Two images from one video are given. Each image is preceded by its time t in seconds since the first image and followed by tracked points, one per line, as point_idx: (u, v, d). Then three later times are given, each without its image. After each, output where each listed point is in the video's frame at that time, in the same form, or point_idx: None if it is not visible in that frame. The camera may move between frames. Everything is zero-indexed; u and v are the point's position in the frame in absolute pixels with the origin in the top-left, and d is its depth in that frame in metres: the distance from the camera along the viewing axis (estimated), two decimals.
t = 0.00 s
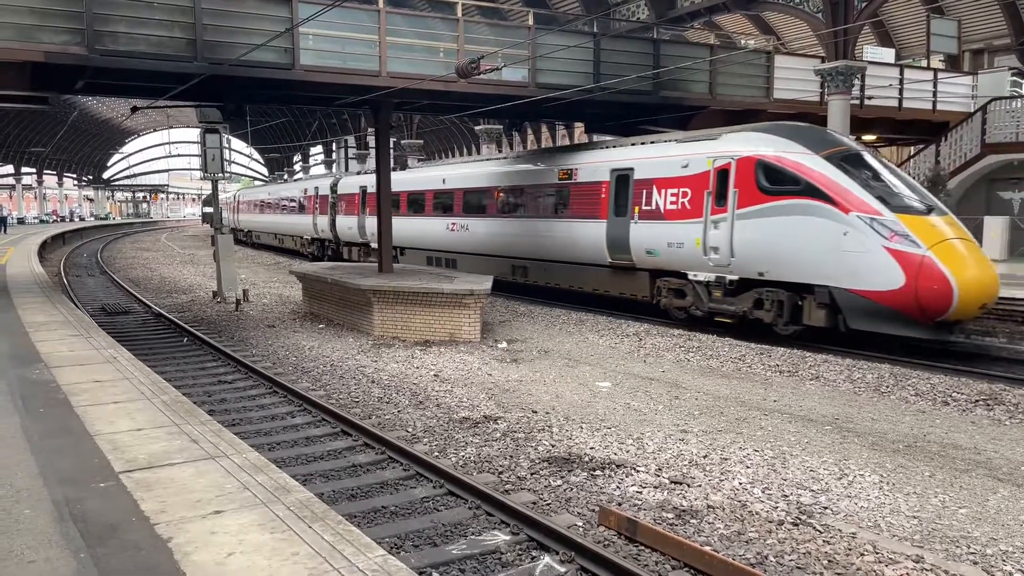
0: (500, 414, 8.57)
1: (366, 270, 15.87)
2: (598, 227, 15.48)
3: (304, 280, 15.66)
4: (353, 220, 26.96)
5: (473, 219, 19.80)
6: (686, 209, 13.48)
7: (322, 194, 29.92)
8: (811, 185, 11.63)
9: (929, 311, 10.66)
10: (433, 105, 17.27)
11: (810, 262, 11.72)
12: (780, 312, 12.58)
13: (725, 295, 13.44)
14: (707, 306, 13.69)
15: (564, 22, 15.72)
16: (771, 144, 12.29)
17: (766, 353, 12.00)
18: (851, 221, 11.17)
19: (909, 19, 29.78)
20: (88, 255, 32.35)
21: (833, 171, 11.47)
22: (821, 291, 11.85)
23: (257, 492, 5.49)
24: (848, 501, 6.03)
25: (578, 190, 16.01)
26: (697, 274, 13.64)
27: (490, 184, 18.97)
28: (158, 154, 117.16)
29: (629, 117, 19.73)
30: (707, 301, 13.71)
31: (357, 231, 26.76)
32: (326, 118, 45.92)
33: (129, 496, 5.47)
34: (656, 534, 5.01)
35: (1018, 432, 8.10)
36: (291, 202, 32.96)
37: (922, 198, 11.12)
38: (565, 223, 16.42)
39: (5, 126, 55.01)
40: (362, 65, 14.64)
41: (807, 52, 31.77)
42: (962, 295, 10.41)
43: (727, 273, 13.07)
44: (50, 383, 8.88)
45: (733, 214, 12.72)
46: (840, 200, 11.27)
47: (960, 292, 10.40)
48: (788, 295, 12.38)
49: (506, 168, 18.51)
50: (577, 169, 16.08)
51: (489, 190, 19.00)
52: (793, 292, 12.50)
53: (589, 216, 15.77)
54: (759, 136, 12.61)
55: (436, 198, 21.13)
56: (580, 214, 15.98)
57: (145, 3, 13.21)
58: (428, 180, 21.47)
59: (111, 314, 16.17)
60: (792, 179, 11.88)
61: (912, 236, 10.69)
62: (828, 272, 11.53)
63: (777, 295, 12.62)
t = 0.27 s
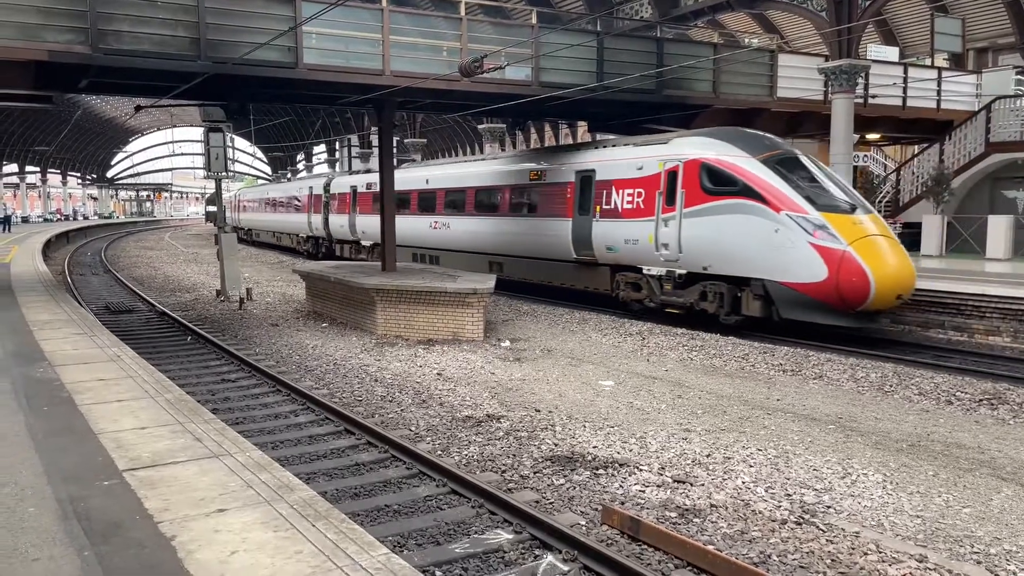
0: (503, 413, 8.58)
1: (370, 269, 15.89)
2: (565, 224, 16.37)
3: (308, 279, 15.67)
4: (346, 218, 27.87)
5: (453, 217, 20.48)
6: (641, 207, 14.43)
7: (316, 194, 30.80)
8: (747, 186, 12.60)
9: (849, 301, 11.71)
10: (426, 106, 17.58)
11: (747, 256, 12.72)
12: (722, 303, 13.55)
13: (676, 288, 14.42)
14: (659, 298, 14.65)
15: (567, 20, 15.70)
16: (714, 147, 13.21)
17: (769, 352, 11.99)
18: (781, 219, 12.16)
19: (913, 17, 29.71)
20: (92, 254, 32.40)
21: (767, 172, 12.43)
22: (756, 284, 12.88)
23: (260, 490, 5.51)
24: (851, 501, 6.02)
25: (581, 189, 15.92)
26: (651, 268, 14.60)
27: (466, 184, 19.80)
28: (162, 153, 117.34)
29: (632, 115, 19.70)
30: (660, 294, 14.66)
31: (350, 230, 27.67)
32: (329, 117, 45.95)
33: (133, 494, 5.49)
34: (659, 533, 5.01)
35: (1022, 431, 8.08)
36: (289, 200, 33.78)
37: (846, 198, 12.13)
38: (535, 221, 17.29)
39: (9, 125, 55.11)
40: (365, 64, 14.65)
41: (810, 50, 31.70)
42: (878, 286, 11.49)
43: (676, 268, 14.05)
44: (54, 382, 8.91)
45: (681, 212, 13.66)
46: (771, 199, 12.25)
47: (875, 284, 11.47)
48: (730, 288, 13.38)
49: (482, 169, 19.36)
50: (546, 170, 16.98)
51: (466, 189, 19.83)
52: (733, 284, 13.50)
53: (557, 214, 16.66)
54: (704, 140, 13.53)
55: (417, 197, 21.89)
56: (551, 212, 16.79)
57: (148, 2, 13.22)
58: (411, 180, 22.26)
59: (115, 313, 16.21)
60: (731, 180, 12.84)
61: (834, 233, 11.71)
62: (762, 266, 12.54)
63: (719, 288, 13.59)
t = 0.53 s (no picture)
0: (506, 412, 8.58)
1: (373, 268, 15.91)
2: (536, 222, 17.33)
3: (311, 278, 15.69)
4: (340, 217, 28.81)
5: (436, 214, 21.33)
6: (603, 207, 15.42)
7: (312, 193, 31.70)
8: (695, 188, 13.61)
9: (784, 293, 12.84)
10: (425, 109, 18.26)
11: (694, 253, 13.76)
12: (675, 296, 14.65)
13: (633, 282, 15.57)
14: (619, 291, 15.78)
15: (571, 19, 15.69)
16: (665, 151, 14.16)
17: (772, 351, 11.98)
18: (724, 218, 13.19)
19: (917, 16, 29.66)
20: (96, 253, 32.44)
21: (712, 175, 13.43)
22: (703, 278, 13.99)
23: (264, 489, 5.52)
24: (855, 501, 6.01)
25: (550, 189, 16.90)
26: (611, 264, 15.62)
27: (447, 183, 20.58)
28: (166, 152, 117.49)
29: (635, 115, 19.68)
30: (619, 287, 15.81)
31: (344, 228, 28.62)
32: (332, 116, 45.98)
33: (137, 492, 5.50)
34: (662, 532, 5.00)
35: None
36: (288, 198, 34.36)
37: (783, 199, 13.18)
38: (510, 219, 18.16)
39: (13, 123, 55.24)
40: (369, 63, 14.66)
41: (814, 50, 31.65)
42: (809, 279, 12.63)
43: (634, 263, 15.08)
44: (58, 380, 8.93)
45: (637, 212, 14.66)
46: (716, 200, 13.27)
47: (806, 278, 12.62)
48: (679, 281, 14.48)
49: (462, 169, 20.15)
50: (519, 170, 17.91)
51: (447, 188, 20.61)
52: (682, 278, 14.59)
53: (530, 213, 17.58)
54: (658, 144, 14.51)
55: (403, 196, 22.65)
56: (524, 211, 17.68)
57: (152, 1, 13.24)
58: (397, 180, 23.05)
59: (118, 312, 16.24)
60: (680, 181, 13.84)
61: (770, 232, 12.80)
62: (707, 261, 13.58)
63: (671, 281, 14.71)
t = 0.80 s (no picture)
0: (509, 412, 8.59)
1: (376, 267, 15.92)
2: (511, 220, 18.24)
3: (314, 277, 15.70)
4: (334, 216, 29.75)
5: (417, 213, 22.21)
6: (570, 207, 16.40)
7: (307, 194, 32.64)
8: (650, 188, 14.49)
9: (731, 287, 13.65)
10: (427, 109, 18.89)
11: (650, 250, 14.65)
12: (634, 290, 15.64)
13: (598, 276, 16.56)
14: (584, 285, 16.82)
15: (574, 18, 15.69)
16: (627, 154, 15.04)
17: (775, 351, 11.97)
18: (675, 217, 14.07)
19: (921, 15, 29.59)
20: (100, 251, 32.51)
21: (666, 176, 14.29)
22: (658, 273, 14.92)
23: (268, 488, 5.53)
24: (858, 501, 6.00)
25: (525, 190, 17.88)
26: (578, 260, 16.59)
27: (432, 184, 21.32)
28: (170, 151, 117.65)
29: (639, 114, 19.68)
30: (585, 281, 16.85)
31: (338, 227, 29.59)
32: (335, 116, 46.02)
33: (141, 490, 5.52)
34: (665, 532, 5.00)
35: None
36: (290, 198, 34.69)
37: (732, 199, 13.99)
38: (489, 217, 18.98)
39: (17, 122, 55.33)
40: (372, 62, 14.67)
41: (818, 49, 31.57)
42: (752, 274, 13.40)
43: (598, 259, 16.03)
44: (63, 378, 8.95)
45: (601, 212, 15.58)
46: (669, 200, 14.14)
47: (750, 272, 13.39)
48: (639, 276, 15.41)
49: (445, 169, 20.93)
50: (496, 172, 18.78)
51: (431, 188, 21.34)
52: (642, 273, 15.52)
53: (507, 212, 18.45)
54: (620, 148, 15.49)
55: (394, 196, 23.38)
56: (503, 211, 18.53)
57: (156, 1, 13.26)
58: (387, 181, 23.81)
59: (122, 310, 16.28)
60: (637, 182, 14.78)
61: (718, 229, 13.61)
62: (661, 258, 14.50)
63: (630, 276, 15.67)
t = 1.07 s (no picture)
0: (512, 411, 8.59)
1: (379, 267, 15.95)
2: (489, 220, 19.02)
3: (318, 276, 15.72)
4: (328, 214, 30.40)
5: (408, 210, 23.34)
6: (542, 207, 17.38)
7: (303, 193, 33.28)
8: (614, 190, 15.61)
9: (684, 280, 14.87)
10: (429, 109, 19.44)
11: (612, 247, 15.74)
12: (600, 284, 16.57)
13: (566, 272, 17.51)
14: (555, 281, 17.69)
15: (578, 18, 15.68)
16: (593, 157, 16.13)
17: (779, 351, 11.96)
18: (635, 216, 15.23)
19: (925, 15, 29.52)
20: (104, 250, 32.55)
21: (628, 179, 15.44)
22: (619, 268, 16.00)
23: (272, 486, 5.54)
24: (862, 501, 5.99)
25: (500, 191, 18.77)
26: (549, 256, 17.58)
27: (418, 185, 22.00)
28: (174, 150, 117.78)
29: (642, 114, 19.67)
30: (555, 277, 17.78)
31: (332, 225, 30.23)
32: (338, 115, 46.03)
33: (145, 488, 5.53)
34: (668, 532, 5.00)
35: None
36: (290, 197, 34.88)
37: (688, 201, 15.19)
38: (469, 217, 19.72)
39: (22, 121, 55.41)
40: (376, 61, 14.68)
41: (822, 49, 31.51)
42: (702, 268, 14.68)
43: (567, 256, 17.03)
44: (68, 377, 8.98)
45: (568, 211, 16.63)
46: (630, 200, 15.28)
47: (701, 268, 14.67)
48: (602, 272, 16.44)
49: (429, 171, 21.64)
50: (475, 173, 19.56)
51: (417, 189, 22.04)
52: (605, 269, 16.55)
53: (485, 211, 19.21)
54: (587, 152, 16.51)
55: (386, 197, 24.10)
56: (480, 210, 19.31)
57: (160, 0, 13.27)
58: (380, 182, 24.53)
59: (126, 309, 16.31)
60: (602, 184, 15.86)
61: (674, 228, 14.83)
62: (622, 254, 15.60)
63: (595, 272, 16.68)
